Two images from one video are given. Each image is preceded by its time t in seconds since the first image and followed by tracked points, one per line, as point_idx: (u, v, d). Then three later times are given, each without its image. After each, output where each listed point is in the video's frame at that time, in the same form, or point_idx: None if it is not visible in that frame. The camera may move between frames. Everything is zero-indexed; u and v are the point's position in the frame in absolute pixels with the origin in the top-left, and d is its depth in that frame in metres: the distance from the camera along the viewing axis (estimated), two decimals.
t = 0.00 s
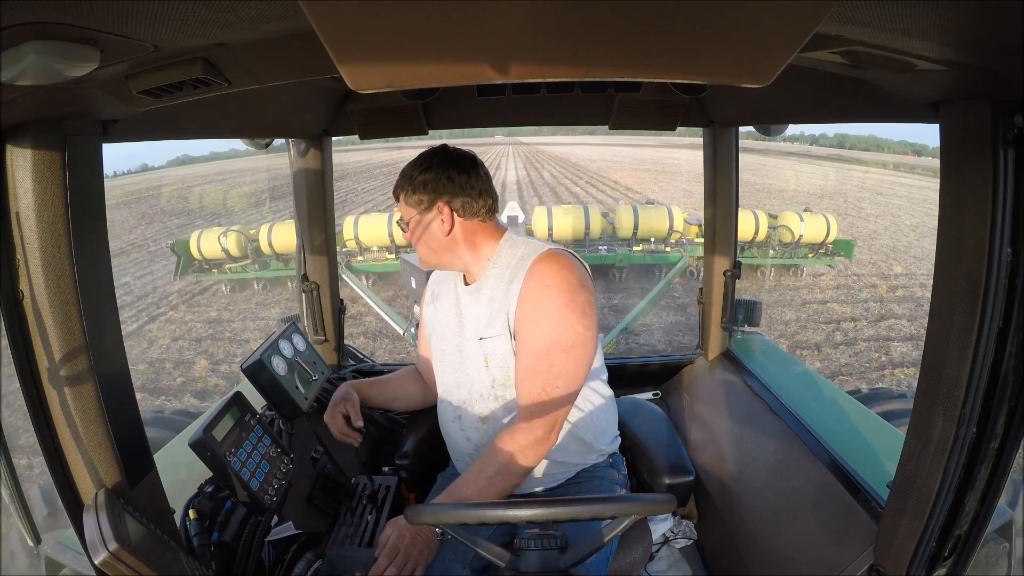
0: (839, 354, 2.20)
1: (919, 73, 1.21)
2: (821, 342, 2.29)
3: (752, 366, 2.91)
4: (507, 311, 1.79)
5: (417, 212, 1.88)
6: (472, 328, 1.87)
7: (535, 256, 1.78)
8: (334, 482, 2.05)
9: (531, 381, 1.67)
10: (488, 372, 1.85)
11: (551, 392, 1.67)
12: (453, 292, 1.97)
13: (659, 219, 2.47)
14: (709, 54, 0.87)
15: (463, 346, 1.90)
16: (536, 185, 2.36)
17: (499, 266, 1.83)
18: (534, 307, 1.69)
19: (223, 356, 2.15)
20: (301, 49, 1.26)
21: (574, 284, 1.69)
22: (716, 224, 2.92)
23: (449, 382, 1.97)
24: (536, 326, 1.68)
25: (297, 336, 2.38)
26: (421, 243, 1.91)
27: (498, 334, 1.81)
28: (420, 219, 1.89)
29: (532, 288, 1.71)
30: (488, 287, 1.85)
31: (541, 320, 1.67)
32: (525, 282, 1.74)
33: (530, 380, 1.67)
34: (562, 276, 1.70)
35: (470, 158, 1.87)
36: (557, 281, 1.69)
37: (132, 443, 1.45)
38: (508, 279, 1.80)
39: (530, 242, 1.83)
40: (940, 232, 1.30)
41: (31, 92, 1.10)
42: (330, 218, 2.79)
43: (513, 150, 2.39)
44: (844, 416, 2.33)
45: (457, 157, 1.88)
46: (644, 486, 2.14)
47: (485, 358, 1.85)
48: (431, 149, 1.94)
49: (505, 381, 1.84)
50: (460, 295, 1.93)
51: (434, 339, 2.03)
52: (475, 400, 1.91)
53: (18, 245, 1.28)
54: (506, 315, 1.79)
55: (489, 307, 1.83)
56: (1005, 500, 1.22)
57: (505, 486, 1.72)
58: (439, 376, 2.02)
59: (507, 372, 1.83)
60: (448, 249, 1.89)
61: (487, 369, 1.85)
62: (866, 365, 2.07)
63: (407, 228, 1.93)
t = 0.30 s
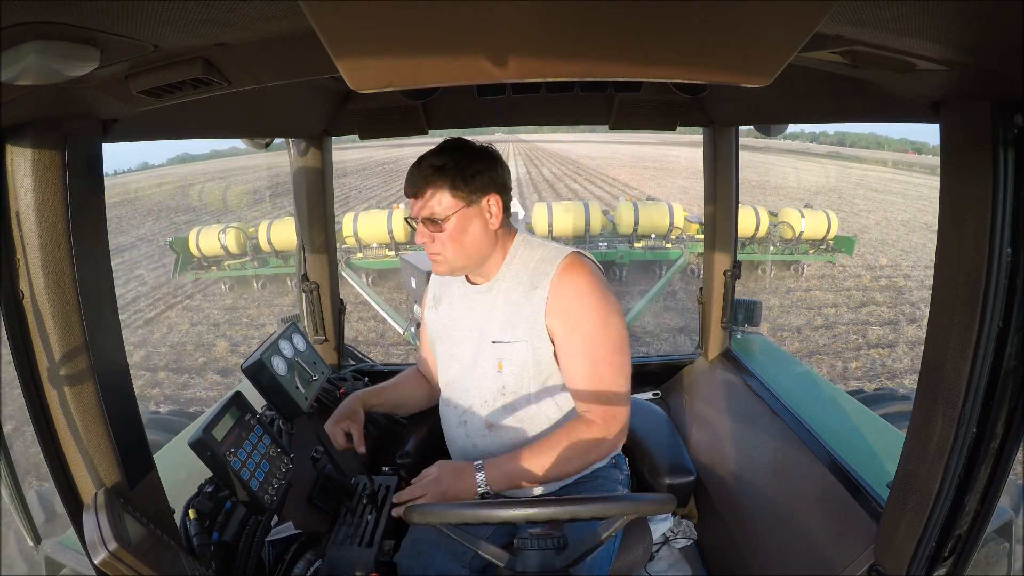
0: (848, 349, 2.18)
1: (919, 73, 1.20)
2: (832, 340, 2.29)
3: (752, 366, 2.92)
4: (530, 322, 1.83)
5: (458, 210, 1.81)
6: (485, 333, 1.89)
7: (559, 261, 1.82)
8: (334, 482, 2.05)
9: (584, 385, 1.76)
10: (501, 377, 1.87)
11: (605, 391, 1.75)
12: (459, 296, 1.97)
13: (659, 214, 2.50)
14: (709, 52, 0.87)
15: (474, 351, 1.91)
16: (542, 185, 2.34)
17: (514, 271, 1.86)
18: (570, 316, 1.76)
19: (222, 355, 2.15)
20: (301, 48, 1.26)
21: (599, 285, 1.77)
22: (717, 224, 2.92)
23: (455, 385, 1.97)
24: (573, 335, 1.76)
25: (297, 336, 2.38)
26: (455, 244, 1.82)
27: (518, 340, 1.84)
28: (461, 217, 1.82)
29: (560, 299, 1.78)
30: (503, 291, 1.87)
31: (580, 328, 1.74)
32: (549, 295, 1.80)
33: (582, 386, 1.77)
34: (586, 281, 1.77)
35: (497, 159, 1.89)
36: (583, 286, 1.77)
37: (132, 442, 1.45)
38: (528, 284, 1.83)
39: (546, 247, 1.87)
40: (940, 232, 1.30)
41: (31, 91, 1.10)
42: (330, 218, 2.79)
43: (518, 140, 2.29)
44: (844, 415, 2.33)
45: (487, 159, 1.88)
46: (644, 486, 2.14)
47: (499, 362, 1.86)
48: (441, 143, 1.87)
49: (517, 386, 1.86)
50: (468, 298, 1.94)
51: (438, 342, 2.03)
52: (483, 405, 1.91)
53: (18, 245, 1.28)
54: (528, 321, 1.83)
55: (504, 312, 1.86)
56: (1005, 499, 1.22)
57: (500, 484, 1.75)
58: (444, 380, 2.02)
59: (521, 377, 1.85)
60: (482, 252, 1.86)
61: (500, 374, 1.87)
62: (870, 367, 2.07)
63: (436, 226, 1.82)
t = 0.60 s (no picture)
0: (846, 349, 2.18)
1: (919, 73, 1.20)
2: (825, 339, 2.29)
3: (752, 366, 2.92)
4: (557, 331, 1.83)
5: (505, 218, 1.76)
6: (501, 342, 1.87)
7: (582, 266, 1.84)
8: (334, 482, 2.04)
9: (631, 374, 1.80)
10: (517, 387, 1.86)
11: (654, 376, 1.79)
12: (469, 300, 1.95)
13: (659, 211, 2.50)
14: (710, 52, 0.87)
15: (488, 358, 1.89)
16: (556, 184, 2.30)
17: (534, 280, 1.85)
18: (605, 314, 1.80)
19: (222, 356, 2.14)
20: (301, 48, 1.26)
21: (616, 280, 1.84)
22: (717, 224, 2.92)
23: (463, 391, 1.95)
24: (612, 332, 1.79)
25: (297, 336, 2.39)
26: (498, 253, 1.78)
27: (541, 350, 1.84)
28: (507, 227, 1.78)
29: (590, 300, 1.81)
30: (520, 298, 1.86)
31: (619, 321, 1.79)
32: (578, 299, 1.82)
33: (630, 376, 1.80)
34: (607, 279, 1.83)
35: (530, 163, 1.87)
36: (607, 284, 1.82)
37: (132, 443, 1.45)
38: (550, 294, 1.83)
39: (565, 254, 1.87)
40: (940, 231, 1.30)
41: (32, 92, 1.10)
42: (329, 218, 2.79)
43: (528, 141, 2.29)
44: (844, 415, 2.33)
45: (524, 167, 1.85)
46: (644, 486, 2.14)
47: (517, 372, 1.85)
48: (473, 143, 1.80)
49: (533, 396, 1.86)
50: (480, 304, 1.92)
51: (442, 342, 2.01)
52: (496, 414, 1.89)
53: (18, 244, 1.28)
54: (551, 330, 1.83)
55: (522, 320, 1.85)
56: (1005, 499, 1.23)
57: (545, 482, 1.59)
58: (450, 384, 1.99)
59: (538, 387, 1.85)
60: (517, 262, 1.85)
61: (517, 384, 1.86)
62: (866, 365, 2.08)
63: (482, 232, 1.75)
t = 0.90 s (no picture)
0: (844, 350, 2.17)
1: (919, 73, 1.20)
2: (825, 338, 2.29)
3: (752, 366, 2.92)
4: (597, 346, 1.84)
5: (558, 228, 1.75)
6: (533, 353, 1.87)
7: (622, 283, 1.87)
8: (334, 482, 2.03)
9: (663, 384, 1.88)
10: (547, 399, 1.86)
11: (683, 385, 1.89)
12: (492, 304, 1.92)
13: (659, 212, 2.52)
14: (710, 53, 0.87)
15: (515, 367, 1.88)
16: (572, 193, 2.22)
17: (572, 295, 1.85)
18: (645, 328, 1.84)
19: (222, 356, 2.14)
20: (301, 48, 1.26)
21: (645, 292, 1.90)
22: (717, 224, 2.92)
23: (485, 398, 1.93)
24: (649, 345, 1.85)
25: (297, 336, 2.39)
26: (545, 262, 1.77)
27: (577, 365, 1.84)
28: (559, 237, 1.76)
29: (629, 314, 1.84)
30: (557, 308, 1.86)
31: (654, 331, 1.85)
32: (617, 313, 1.84)
33: (662, 386, 1.88)
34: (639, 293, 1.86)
35: (583, 171, 1.84)
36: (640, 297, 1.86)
37: (132, 443, 1.45)
38: (589, 310, 1.84)
39: (605, 267, 1.90)
40: (940, 232, 1.30)
41: (32, 92, 1.10)
42: (329, 218, 2.79)
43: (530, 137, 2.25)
44: (844, 415, 2.32)
45: (579, 176, 1.82)
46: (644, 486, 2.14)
47: (548, 385, 1.86)
48: (531, 147, 1.76)
49: (564, 410, 1.87)
50: (506, 310, 1.90)
51: (457, 342, 1.97)
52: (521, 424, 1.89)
53: (18, 244, 1.28)
54: (590, 345, 1.84)
55: (557, 333, 1.85)
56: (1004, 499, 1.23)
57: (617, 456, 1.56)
58: (467, 389, 1.96)
59: (569, 401, 1.86)
60: (556, 273, 1.84)
61: (547, 396, 1.86)
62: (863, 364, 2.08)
63: (534, 241, 1.72)
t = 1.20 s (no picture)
0: (844, 350, 2.17)
1: (919, 73, 1.20)
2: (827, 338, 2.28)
3: (752, 366, 2.92)
4: (618, 380, 1.83)
5: (575, 254, 1.69)
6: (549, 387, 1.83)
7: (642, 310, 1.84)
8: (334, 483, 2.03)
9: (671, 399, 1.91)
10: (565, 434, 1.85)
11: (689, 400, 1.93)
12: (500, 331, 1.85)
13: (660, 212, 2.55)
14: (711, 52, 0.87)
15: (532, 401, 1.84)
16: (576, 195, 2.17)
17: (589, 325, 1.82)
18: (663, 348, 1.85)
19: (222, 356, 2.14)
20: (301, 48, 1.26)
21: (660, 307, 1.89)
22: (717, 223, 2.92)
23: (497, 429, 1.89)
24: (666, 362, 1.87)
25: (297, 336, 2.40)
26: (559, 290, 1.71)
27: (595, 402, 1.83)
28: (575, 263, 1.71)
29: (651, 334, 1.83)
30: (575, 339, 1.82)
31: (671, 352, 1.86)
32: (638, 334, 1.82)
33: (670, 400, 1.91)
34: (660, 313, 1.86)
35: (607, 196, 1.78)
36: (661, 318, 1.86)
37: (132, 442, 1.45)
38: (609, 341, 1.82)
39: (623, 293, 1.86)
40: (940, 232, 1.30)
41: (32, 92, 1.10)
42: (329, 218, 2.80)
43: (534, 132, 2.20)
44: (844, 415, 2.30)
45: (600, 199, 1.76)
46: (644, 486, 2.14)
47: (567, 421, 1.84)
48: (552, 166, 1.70)
49: (582, 442, 1.86)
50: (516, 338, 1.83)
51: (462, 368, 1.90)
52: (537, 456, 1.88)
53: (18, 245, 1.28)
54: (609, 378, 1.83)
55: (576, 367, 1.82)
56: (1003, 499, 1.23)
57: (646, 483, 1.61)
58: (476, 416, 1.91)
59: (589, 434, 1.86)
60: (570, 301, 1.78)
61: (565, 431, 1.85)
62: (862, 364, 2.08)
63: (549, 265, 1.67)
